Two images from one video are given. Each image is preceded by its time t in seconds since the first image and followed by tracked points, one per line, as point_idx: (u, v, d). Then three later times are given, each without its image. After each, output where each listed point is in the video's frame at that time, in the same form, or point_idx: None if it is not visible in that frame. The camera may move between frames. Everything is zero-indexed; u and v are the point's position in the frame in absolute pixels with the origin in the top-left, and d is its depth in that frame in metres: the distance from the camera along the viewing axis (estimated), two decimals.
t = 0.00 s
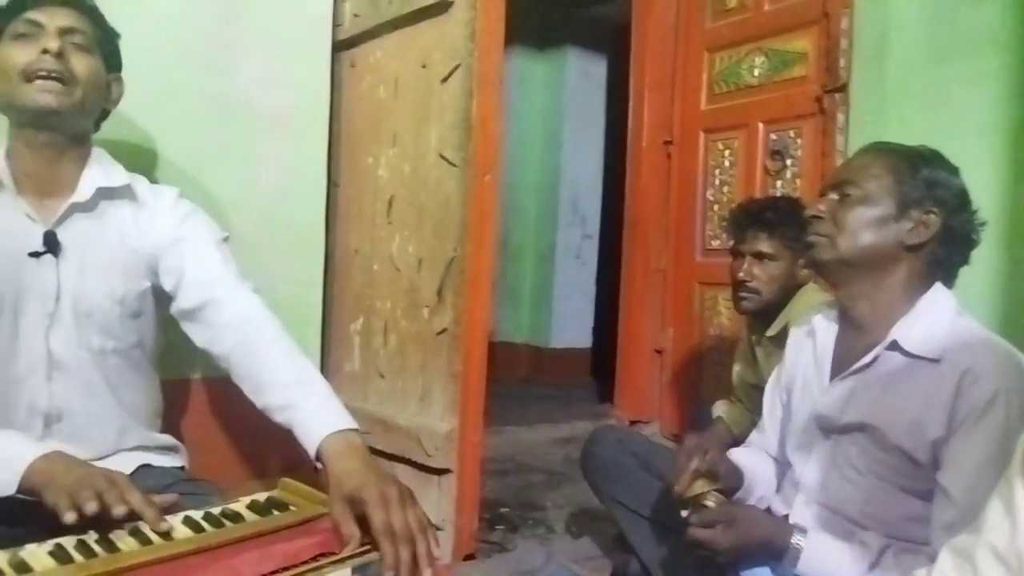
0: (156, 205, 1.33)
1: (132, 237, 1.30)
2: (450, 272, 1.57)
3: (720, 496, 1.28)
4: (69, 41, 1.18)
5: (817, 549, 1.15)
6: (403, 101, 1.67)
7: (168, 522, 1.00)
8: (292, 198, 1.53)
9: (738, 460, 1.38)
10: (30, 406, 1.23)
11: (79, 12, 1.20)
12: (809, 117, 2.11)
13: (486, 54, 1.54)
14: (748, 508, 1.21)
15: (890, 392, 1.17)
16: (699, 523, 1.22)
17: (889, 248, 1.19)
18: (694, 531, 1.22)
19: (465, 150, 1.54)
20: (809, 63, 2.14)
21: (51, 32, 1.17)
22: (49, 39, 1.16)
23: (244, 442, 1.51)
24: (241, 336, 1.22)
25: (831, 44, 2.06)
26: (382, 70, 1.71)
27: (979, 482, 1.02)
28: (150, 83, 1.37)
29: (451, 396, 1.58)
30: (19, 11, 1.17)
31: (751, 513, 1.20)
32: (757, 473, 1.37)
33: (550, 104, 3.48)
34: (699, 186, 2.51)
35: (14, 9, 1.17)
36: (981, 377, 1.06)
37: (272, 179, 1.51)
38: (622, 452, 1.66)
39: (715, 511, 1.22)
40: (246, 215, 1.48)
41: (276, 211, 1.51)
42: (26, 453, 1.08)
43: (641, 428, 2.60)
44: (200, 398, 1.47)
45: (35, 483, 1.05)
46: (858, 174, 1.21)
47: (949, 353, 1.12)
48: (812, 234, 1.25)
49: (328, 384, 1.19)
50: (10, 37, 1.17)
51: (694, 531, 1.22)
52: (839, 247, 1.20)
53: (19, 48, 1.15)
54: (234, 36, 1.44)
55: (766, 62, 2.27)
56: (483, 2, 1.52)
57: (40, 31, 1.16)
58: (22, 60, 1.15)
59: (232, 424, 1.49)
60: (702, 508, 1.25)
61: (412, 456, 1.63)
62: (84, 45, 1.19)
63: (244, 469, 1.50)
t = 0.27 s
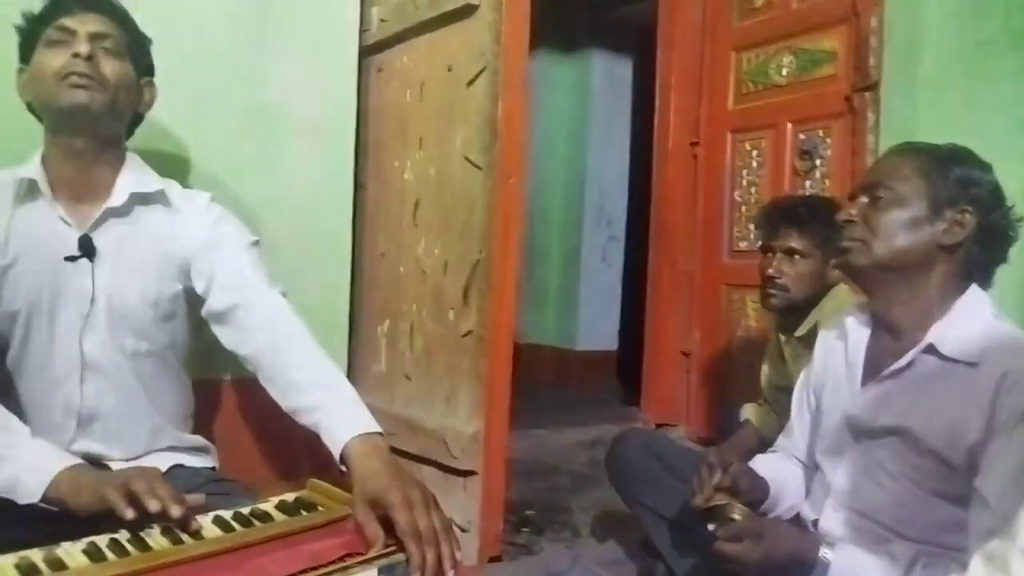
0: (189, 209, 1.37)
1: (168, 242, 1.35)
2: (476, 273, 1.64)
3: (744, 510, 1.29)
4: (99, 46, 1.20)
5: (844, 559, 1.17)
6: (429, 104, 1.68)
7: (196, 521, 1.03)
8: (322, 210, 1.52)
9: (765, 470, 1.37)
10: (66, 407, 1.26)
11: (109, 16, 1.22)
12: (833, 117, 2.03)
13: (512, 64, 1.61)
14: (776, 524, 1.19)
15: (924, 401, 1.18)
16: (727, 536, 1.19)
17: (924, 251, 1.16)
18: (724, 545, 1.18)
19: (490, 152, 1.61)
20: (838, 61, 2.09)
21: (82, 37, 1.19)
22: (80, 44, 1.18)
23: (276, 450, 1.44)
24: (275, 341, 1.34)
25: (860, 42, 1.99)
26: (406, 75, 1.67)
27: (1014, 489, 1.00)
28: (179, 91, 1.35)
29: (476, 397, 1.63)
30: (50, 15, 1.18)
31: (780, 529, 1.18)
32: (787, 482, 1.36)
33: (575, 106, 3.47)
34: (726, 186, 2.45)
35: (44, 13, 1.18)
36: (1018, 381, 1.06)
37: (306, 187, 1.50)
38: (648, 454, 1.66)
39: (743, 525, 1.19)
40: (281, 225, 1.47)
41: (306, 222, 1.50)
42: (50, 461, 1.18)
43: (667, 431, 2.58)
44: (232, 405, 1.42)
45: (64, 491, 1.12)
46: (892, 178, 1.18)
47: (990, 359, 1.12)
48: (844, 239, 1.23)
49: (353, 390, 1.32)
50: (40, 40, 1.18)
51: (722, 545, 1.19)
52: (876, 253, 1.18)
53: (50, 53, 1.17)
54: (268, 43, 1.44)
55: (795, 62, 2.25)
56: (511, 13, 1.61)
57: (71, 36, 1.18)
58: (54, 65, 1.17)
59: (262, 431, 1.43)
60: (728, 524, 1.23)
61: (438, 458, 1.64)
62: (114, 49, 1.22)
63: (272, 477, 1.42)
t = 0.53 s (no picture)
0: (208, 210, 1.39)
1: (185, 240, 1.36)
2: (489, 274, 1.59)
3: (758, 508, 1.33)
4: (119, 51, 1.24)
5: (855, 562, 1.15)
6: (443, 107, 1.69)
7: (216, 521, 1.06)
8: (337, 206, 1.56)
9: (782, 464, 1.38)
10: (86, 406, 1.28)
11: (128, 22, 1.26)
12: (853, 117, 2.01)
13: (525, 60, 1.55)
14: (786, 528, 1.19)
15: (936, 400, 1.16)
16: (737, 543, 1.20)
17: (938, 253, 1.14)
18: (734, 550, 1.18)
19: (504, 156, 1.56)
20: (852, 62, 2.09)
21: (103, 43, 1.22)
22: (101, 50, 1.22)
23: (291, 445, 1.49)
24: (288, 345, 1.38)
25: (875, 43, 1.99)
26: (421, 78, 1.73)
27: None
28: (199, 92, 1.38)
29: (488, 398, 1.59)
30: (71, 22, 1.21)
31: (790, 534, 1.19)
32: (801, 481, 1.37)
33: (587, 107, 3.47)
34: (739, 187, 2.46)
35: (66, 20, 1.21)
36: None
37: (317, 185, 1.53)
38: (662, 455, 1.66)
39: (753, 531, 1.18)
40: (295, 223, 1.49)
41: (320, 220, 1.54)
42: (66, 462, 1.21)
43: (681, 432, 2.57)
44: (248, 404, 1.44)
45: (79, 487, 1.17)
46: (898, 177, 1.17)
47: (1001, 357, 1.11)
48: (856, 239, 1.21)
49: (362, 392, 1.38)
50: (63, 47, 1.21)
51: (733, 551, 1.19)
52: (886, 254, 1.17)
53: (72, 59, 1.21)
54: (284, 47, 1.46)
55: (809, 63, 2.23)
56: (523, 11, 1.54)
57: (92, 43, 1.22)
58: (76, 71, 1.20)
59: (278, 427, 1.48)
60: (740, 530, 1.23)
61: (451, 458, 1.64)
62: (133, 54, 1.25)
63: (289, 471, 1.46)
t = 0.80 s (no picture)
0: (228, 211, 1.40)
1: (205, 242, 1.37)
2: (505, 276, 1.57)
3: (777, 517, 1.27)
4: (143, 53, 1.23)
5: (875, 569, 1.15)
6: (459, 107, 1.69)
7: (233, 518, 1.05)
8: (354, 207, 1.57)
9: (795, 470, 1.35)
10: (106, 406, 1.29)
11: (150, 23, 1.25)
12: (876, 115, 2.00)
13: (542, 56, 1.53)
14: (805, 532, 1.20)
15: (958, 403, 1.13)
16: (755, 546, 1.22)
17: (965, 255, 1.12)
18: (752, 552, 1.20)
19: (520, 154, 1.54)
20: (874, 60, 2.06)
21: (126, 45, 1.22)
22: (125, 53, 1.21)
23: (309, 445, 1.51)
24: (307, 341, 1.31)
25: (896, 41, 1.97)
26: (438, 78, 1.74)
27: None
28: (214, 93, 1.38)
29: (505, 400, 1.57)
30: (94, 24, 1.21)
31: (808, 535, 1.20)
32: (819, 487, 1.33)
33: (604, 105, 3.46)
34: (760, 186, 2.44)
35: (89, 23, 1.21)
36: None
37: (333, 187, 1.54)
38: (677, 458, 1.66)
39: (774, 535, 1.20)
40: (312, 222, 1.51)
41: (337, 220, 1.55)
42: (79, 455, 1.12)
43: (700, 435, 2.54)
44: (268, 404, 1.48)
45: (96, 483, 1.09)
46: (921, 173, 1.14)
47: None
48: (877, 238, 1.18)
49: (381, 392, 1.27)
50: (86, 49, 1.20)
51: (753, 554, 1.21)
52: (918, 255, 1.12)
53: (96, 60, 1.20)
54: (300, 49, 1.46)
55: (830, 61, 2.21)
56: (539, 10, 1.52)
57: (116, 45, 1.21)
58: (100, 74, 1.20)
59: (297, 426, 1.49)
60: (760, 530, 1.25)
61: (467, 460, 1.63)
62: (156, 57, 1.24)
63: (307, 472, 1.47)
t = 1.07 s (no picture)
0: (248, 213, 1.41)
1: (226, 243, 1.38)
2: (524, 277, 1.58)
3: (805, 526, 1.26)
4: (172, 57, 1.26)
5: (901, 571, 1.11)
6: (480, 109, 1.70)
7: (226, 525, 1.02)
8: (376, 209, 1.58)
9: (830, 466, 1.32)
10: (131, 406, 1.31)
11: (179, 27, 1.28)
12: (902, 115, 1.96)
13: (562, 59, 1.53)
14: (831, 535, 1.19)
15: (1003, 395, 1.09)
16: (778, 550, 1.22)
17: (991, 256, 1.12)
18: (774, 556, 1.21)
19: (540, 156, 1.55)
20: (898, 60, 2.03)
21: (156, 49, 1.25)
22: (155, 56, 1.24)
23: (333, 446, 1.52)
24: (325, 334, 1.30)
25: (922, 39, 1.93)
26: (459, 80, 1.74)
27: None
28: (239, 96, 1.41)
29: (525, 402, 1.58)
30: (122, 27, 1.23)
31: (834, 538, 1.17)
32: (844, 483, 1.30)
33: (625, 108, 3.42)
34: (781, 188, 2.41)
35: (117, 26, 1.23)
36: None
37: (354, 190, 1.55)
38: (700, 459, 1.65)
39: (797, 539, 1.20)
40: (333, 224, 1.53)
41: (357, 224, 1.56)
42: (102, 451, 1.13)
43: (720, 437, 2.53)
44: (290, 403, 1.50)
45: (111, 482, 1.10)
46: (947, 173, 1.12)
47: None
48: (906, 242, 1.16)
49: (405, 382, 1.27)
50: (114, 52, 1.23)
51: (777, 559, 1.21)
52: (945, 266, 1.13)
53: (125, 63, 1.23)
54: (321, 52, 1.47)
55: (852, 61, 2.18)
56: (559, 13, 1.53)
57: (145, 49, 1.24)
58: (129, 77, 1.23)
59: (321, 427, 1.52)
60: (783, 536, 1.25)
61: (488, 460, 1.64)
62: (184, 60, 1.27)
63: (328, 472, 1.49)
